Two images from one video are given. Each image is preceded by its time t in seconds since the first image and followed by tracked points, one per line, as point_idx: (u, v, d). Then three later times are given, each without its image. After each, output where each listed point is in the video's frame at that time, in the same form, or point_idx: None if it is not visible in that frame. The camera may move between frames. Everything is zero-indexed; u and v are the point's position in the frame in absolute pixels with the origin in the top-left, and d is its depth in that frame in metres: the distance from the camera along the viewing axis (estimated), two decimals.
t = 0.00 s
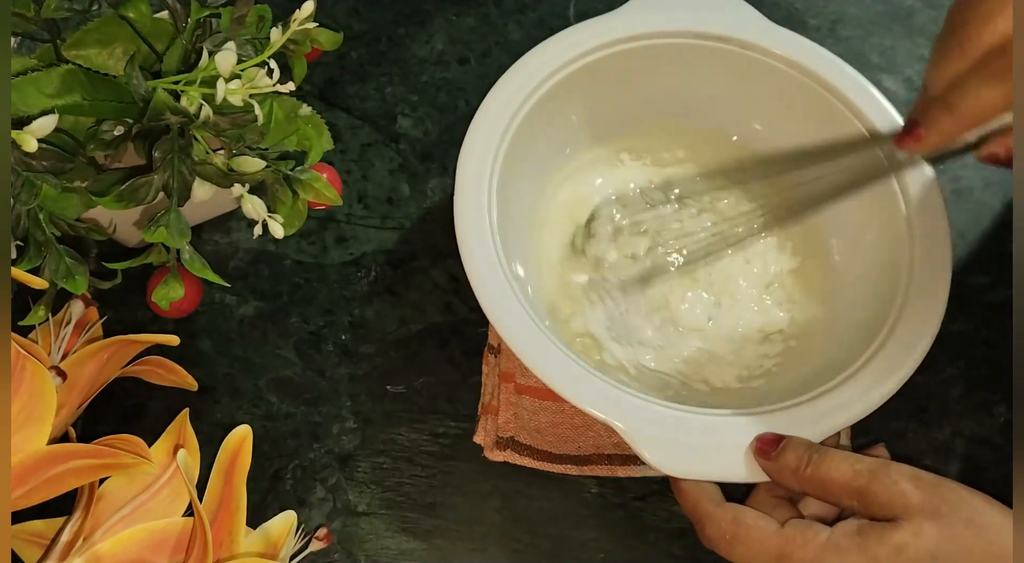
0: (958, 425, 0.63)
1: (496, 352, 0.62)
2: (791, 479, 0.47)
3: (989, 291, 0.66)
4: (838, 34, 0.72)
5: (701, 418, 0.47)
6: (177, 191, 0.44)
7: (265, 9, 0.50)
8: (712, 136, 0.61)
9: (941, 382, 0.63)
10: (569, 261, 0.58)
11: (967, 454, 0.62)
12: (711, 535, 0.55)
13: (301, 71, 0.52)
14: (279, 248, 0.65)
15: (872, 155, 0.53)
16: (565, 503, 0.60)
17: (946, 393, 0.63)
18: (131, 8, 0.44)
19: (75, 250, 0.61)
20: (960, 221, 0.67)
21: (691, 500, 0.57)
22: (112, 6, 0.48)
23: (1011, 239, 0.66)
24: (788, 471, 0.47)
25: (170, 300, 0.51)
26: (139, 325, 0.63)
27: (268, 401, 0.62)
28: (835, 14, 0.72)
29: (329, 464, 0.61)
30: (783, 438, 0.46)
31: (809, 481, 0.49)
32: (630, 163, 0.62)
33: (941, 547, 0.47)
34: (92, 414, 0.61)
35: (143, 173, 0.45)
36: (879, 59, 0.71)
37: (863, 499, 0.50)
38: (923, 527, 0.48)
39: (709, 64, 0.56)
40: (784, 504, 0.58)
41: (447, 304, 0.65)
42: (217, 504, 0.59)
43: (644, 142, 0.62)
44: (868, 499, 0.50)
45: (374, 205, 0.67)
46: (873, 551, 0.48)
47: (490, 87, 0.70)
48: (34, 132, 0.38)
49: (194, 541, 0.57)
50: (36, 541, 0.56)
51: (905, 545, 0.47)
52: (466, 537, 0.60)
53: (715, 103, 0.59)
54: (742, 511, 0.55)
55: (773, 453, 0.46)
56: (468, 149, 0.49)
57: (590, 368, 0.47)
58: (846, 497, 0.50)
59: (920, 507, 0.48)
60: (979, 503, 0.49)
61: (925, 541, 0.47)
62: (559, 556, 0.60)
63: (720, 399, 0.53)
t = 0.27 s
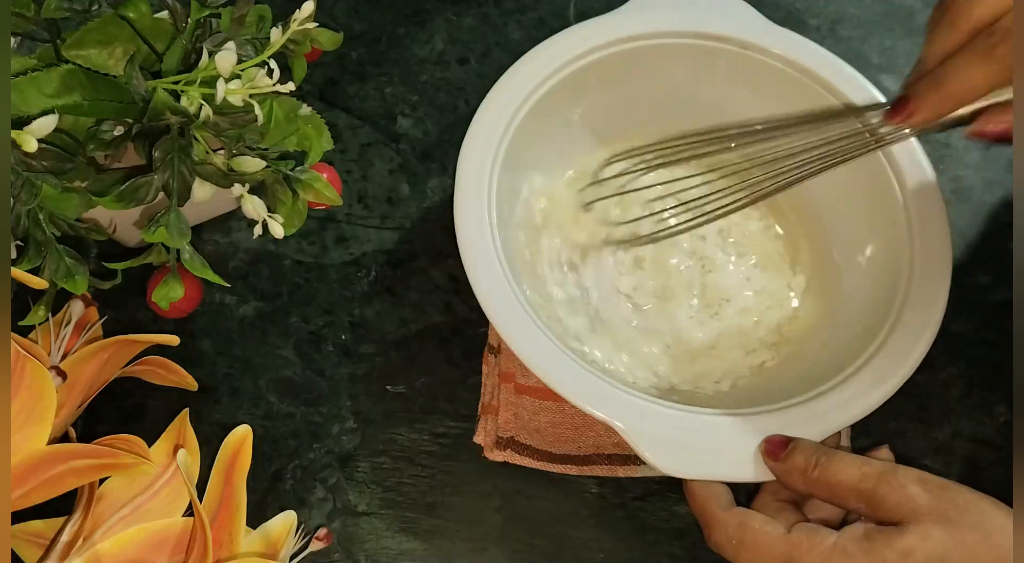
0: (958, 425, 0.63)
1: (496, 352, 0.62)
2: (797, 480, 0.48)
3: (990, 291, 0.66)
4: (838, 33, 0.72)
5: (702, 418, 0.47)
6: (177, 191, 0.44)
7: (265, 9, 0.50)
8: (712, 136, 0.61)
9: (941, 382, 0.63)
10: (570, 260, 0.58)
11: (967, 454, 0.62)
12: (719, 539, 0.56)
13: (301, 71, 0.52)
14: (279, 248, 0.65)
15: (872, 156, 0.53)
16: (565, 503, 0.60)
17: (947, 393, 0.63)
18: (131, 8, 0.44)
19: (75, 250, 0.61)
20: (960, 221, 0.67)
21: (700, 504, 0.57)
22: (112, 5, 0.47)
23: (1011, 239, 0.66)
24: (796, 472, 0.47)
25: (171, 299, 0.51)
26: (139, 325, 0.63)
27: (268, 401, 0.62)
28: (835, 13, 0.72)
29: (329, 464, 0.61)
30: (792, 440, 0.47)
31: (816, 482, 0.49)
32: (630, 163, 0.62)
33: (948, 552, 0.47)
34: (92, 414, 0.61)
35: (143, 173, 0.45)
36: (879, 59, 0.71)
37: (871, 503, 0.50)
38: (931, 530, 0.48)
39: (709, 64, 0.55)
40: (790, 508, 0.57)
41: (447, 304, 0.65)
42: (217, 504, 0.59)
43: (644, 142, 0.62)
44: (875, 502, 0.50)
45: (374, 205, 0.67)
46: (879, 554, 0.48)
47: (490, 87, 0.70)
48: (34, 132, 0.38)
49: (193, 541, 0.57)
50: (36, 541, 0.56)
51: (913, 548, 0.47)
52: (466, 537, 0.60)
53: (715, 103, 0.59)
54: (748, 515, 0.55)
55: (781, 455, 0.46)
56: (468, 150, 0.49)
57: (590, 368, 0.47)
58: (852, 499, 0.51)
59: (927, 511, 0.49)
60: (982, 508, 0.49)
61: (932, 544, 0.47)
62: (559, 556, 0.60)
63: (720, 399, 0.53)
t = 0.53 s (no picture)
0: (958, 425, 0.63)
1: (496, 352, 0.62)
2: (800, 481, 0.49)
3: (989, 291, 0.66)
4: (838, 34, 0.72)
5: (703, 418, 0.47)
6: (177, 191, 0.44)
7: (265, 9, 0.50)
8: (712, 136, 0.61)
9: (941, 382, 0.63)
10: (571, 260, 0.58)
11: (967, 454, 0.62)
12: (722, 544, 0.56)
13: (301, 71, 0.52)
14: (279, 248, 0.65)
15: (872, 156, 0.53)
16: (565, 503, 0.60)
17: (946, 393, 0.63)
18: (131, 8, 0.44)
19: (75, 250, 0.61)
20: (960, 221, 0.67)
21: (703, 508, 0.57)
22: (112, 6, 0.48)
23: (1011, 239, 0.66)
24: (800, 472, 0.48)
25: (171, 300, 0.51)
26: (139, 325, 0.63)
27: (268, 401, 0.62)
28: (835, 14, 0.72)
29: (329, 464, 0.61)
30: (795, 441, 0.47)
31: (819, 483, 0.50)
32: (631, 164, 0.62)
33: (952, 556, 0.47)
34: (92, 414, 0.61)
35: (143, 173, 0.45)
36: (879, 59, 0.71)
37: (876, 506, 0.51)
38: (934, 534, 0.48)
39: (709, 63, 0.56)
40: (794, 512, 0.58)
41: (447, 304, 0.65)
42: (217, 505, 0.59)
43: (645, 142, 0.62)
44: (880, 505, 0.50)
45: (374, 205, 0.67)
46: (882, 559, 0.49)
47: (490, 87, 0.70)
48: (33, 132, 0.38)
49: (193, 541, 0.57)
50: (36, 541, 0.56)
51: (916, 552, 0.47)
52: (466, 537, 0.60)
53: (715, 103, 0.59)
54: (751, 520, 0.55)
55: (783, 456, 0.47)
56: (468, 150, 0.49)
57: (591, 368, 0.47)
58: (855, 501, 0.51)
59: (932, 515, 0.49)
60: (983, 510, 0.49)
61: (935, 549, 0.47)
62: (559, 556, 0.60)
63: (721, 399, 0.53)
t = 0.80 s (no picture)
0: (958, 425, 0.63)
1: (496, 352, 0.62)
2: (801, 482, 0.49)
3: (989, 291, 0.66)
4: (837, 33, 0.72)
5: (703, 418, 0.47)
6: (176, 190, 0.44)
7: (265, 9, 0.50)
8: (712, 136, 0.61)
9: (941, 382, 0.64)
10: (571, 260, 0.58)
11: (967, 454, 0.62)
12: (722, 548, 0.56)
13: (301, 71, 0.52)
14: (279, 248, 0.65)
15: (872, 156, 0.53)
16: (565, 503, 0.60)
17: (946, 393, 0.63)
18: (131, 8, 0.44)
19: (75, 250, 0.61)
20: (960, 221, 0.67)
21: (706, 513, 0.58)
22: (113, 6, 0.48)
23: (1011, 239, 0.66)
24: (803, 475, 0.48)
25: (171, 299, 0.51)
26: (139, 325, 0.63)
27: (268, 401, 0.62)
28: (835, 14, 0.72)
29: (329, 464, 0.61)
30: (796, 442, 0.47)
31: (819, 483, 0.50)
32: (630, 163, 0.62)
33: (953, 556, 0.47)
34: (93, 414, 0.61)
35: (143, 173, 0.45)
36: (879, 59, 0.71)
37: (877, 506, 0.50)
38: (935, 536, 0.48)
39: (709, 64, 0.56)
40: (796, 513, 0.57)
41: (447, 304, 0.65)
42: (217, 505, 0.59)
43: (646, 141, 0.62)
44: (880, 505, 0.50)
45: (374, 205, 0.67)
46: (883, 560, 0.49)
47: (490, 87, 0.70)
48: (33, 132, 0.38)
49: (193, 541, 0.57)
50: (36, 540, 0.56)
51: (918, 554, 0.48)
52: (466, 537, 0.60)
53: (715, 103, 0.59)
54: (752, 524, 0.55)
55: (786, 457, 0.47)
56: (468, 150, 0.49)
57: (591, 368, 0.47)
58: (854, 499, 0.51)
59: (932, 515, 0.49)
60: (985, 510, 0.49)
61: (937, 550, 0.47)
62: (559, 556, 0.60)
63: (721, 399, 0.53)
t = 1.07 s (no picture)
0: (958, 425, 0.63)
1: (496, 352, 0.63)
2: (811, 489, 0.51)
3: (989, 291, 0.66)
4: (837, 33, 0.72)
5: (703, 418, 0.47)
6: (177, 190, 0.44)
7: (265, 9, 0.50)
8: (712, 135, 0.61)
9: (941, 382, 0.63)
10: (571, 260, 0.58)
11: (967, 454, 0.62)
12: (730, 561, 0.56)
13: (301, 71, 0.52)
14: (279, 248, 0.65)
15: (871, 156, 0.53)
16: (565, 503, 0.60)
17: (946, 393, 0.63)
18: (131, 8, 0.44)
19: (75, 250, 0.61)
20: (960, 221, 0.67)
21: (713, 525, 0.58)
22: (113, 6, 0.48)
23: (1011, 239, 0.67)
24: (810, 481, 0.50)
25: (171, 300, 0.51)
26: (139, 325, 0.63)
27: (268, 401, 0.62)
28: (834, 14, 0.72)
29: (329, 464, 0.61)
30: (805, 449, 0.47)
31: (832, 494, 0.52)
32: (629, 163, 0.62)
33: None
34: (93, 414, 0.61)
35: (143, 173, 0.45)
36: (879, 59, 0.71)
37: (887, 516, 0.51)
38: (945, 548, 0.47)
39: (709, 64, 0.56)
40: (800, 526, 0.58)
41: (447, 304, 0.65)
42: (217, 505, 0.59)
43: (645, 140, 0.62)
44: (891, 515, 0.51)
45: (374, 205, 0.67)
46: None
47: (490, 87, 0.70)
48: (34, 132, 0.38)
49: (193, 541, 0.57)
50: (36, 541, 0.56)
51: None
52: (466, 536, 0.60)
53: (714, 102, 0.59)
54: (761, 537, 0.56)
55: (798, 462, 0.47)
56: (468, 151, 0.49)
57: (590, 368, 0.47)
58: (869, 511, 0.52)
59: (942, 527, 0.48)
60: (998, 524, 0.48)
61: None
62: (559, 556, 0.60)
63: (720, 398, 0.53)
